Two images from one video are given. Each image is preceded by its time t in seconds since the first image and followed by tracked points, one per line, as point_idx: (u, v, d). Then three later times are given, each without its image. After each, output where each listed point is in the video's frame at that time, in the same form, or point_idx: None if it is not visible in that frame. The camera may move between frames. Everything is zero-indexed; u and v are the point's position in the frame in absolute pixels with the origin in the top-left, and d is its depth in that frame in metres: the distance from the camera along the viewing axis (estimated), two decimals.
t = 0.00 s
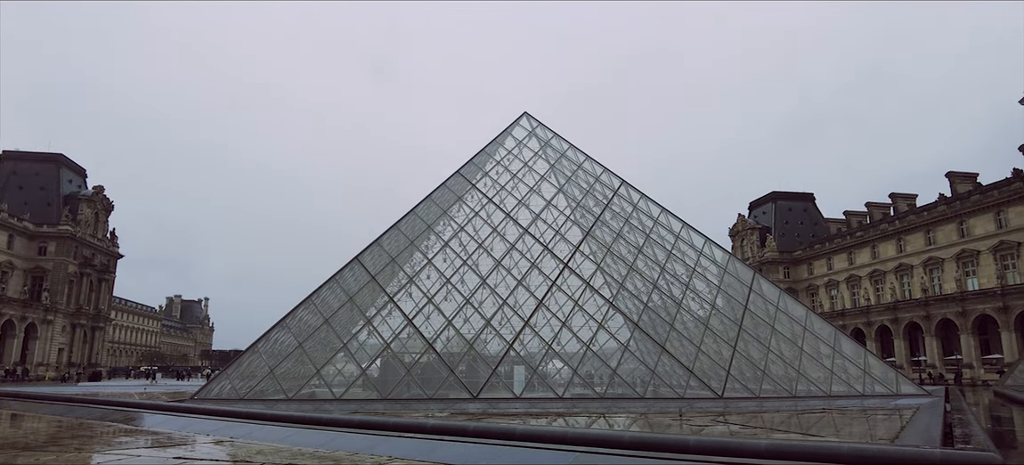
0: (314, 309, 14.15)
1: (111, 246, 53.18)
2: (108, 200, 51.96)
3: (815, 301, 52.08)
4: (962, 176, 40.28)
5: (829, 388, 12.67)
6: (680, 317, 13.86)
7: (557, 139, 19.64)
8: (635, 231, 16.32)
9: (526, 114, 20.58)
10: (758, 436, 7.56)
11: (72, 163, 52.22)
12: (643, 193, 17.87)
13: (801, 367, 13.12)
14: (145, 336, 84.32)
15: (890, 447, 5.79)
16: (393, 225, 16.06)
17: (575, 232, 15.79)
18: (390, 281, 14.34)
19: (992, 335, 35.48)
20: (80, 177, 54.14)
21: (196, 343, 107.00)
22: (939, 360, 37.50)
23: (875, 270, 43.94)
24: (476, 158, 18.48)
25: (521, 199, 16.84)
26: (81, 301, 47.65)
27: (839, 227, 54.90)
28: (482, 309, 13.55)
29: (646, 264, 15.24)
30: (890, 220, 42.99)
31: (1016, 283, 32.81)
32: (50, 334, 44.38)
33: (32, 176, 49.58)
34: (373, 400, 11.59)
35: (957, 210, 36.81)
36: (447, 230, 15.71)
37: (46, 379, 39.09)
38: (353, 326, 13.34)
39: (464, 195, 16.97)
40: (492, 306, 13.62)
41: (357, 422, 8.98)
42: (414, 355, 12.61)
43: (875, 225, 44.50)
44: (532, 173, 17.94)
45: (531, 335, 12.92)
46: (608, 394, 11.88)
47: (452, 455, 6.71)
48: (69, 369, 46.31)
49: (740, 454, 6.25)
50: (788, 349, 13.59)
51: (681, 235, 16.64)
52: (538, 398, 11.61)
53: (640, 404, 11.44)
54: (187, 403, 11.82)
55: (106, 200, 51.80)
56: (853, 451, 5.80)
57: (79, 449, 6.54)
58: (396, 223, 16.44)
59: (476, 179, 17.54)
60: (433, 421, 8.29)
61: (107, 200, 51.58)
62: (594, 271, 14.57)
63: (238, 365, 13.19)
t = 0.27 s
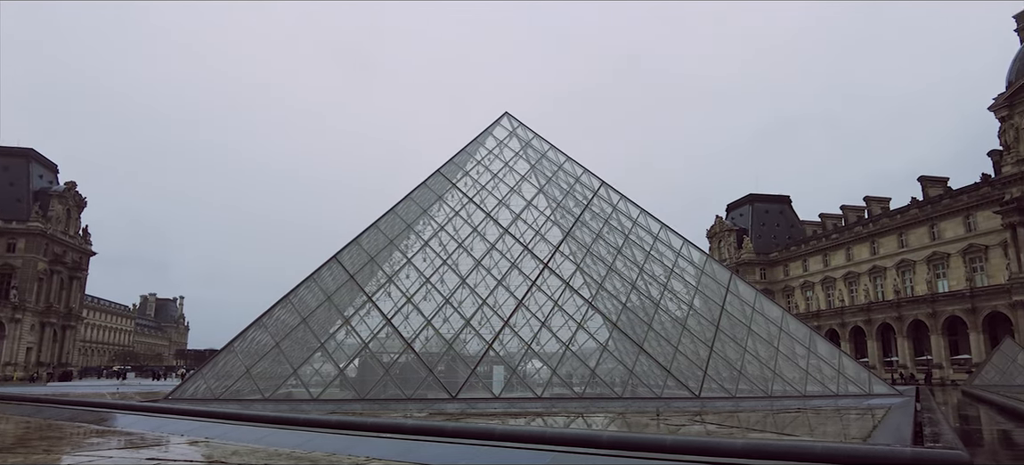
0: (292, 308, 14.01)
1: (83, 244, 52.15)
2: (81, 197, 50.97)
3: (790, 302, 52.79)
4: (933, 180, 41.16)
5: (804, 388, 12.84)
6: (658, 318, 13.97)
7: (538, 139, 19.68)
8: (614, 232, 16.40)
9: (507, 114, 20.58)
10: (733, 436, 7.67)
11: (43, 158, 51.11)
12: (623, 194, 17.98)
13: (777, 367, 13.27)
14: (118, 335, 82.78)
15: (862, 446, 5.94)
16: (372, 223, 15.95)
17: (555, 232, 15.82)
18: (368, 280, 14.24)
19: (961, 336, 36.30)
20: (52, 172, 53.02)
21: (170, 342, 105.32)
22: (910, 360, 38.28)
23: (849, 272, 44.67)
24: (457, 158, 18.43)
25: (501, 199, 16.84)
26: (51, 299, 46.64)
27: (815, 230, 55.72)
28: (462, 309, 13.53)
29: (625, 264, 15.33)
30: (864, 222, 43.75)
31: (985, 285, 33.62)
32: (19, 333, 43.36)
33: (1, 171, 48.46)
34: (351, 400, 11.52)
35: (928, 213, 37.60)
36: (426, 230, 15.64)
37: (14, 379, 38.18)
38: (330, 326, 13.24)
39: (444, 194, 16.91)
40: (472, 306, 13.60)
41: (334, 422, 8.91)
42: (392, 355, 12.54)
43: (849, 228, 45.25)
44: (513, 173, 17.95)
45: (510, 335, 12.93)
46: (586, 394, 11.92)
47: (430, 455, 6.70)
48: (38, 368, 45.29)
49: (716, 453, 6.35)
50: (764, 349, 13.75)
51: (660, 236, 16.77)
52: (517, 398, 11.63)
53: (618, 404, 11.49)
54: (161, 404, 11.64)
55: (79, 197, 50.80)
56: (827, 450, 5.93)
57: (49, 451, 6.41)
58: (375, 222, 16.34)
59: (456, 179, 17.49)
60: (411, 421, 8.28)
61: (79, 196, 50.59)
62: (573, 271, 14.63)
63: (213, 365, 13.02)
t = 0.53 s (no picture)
0: (269, 307, 13.86)
1: (53, 241, 51.09)
2: (51, 193, 49.93)
3: (766, 303, 53.42)
4: (906, 184, 41.97)
5: (779, 388, 13.00)
6: (636, 318, 14.06)
7: (518, 139, 19.71)
8: (594, 233, 16.48)
9: (488, 114, 20.57)
10: (710, 435, 7.74)
11: (13, 153, 49.98)
12: (602, 195, 18.07)
13: (753, 367, 13.43)
14: (89, 334, 81.17)
15: (836, 444, 6.05)
16: (350, 222, 15.83)
17: (535, 232, 15.86)
18: (346, 279, 14.14)
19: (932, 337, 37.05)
20: (21, 168, 51.87)
21: (144, 342, 103.56)
22: (883, 360, 39.01)
23: (824, 274, 45.35)
24: (437, 156, 18.36)
25: (482, 198, 16.83)
26: (20, 297, 45.60)
27: (790, 232, 56.54)
28: (441, 309, 13.48)
29: (604, 265, 15.41)
30: (838, 225, 44.45)
31: (955, 287, 34.36)
32: None
33: None
34: (328, 400, 11.43)
35: (902, 216, 38.35)
36: (406, 229, 15.56)
37: None
38: (308, 325, 13.12)
39: (424, 193, 16.84)
40: (451, 306, 13.57)
41: (310, 422, 8.84)
42: (371, 355, 12.47)
43: (824, 230, 45.94)
44: (493, 173, 17.95)
45: (490, 335, 12.92)
46: (565, 393, 11.96)
47: (409, 455, 6.68)
48: (6, 368, 44.25)
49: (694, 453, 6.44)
50: (740, 350, 13.91)
51: (639, 237, 16.90)
52: (496, 398, 11.63)
53: (596, 404, 11.53)
54: (133, 404, 11.44)
55: (49, 193, 49.75)
56: (802, 449, 6.04)
57: (17, 452, 6.27)
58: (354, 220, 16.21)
59: (436, 178, 17.41)
60: (390, 421, 8.25)
61: (50, 192, 49.55)
62: (553, 271, 14.67)
63: (187, 365, 12.84)
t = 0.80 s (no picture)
0: (245, 306, 13.71)
1: (22, 238, 49.96)
2: (21, 188, 48.81)
3: (743, 304, 54.02)
4: (879, 187, 42.76)
5: (755, 388, 13.16)
6: (615, 318, 14.15)
7: (499, 139, 19.72)
8: (573, 233, 16.55)
9: (469, 113, 20.54)
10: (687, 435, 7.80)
11: None
12: (582, 196, 18.16)
13: (729, 367, 13.59)
14: (60, 333, 79.49)
15: (810, 444, 6.16)
16: (329, 220, 15.70)
17: (515, 232, 15.88)
18: (325, 279, 14.03)
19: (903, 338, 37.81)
20: None
21: (117, 341, 101.71)
22: (856, 360, 39.73)
23: (800, 275, 46.01)
24: (417, 155, 18.29)
25: (462, 198, 16.81)
26: None
27: (767, 233, 57.28)
28: (420, 309, 13.44)
29: (584, 265, 15.49)
30: (814, 227, 45.13)
31: (926, 289, 35.09)
32: None
33: None
34: (306, 401, 11.35)
35: (876, 219, 39.07)
36: (385, 228, 15.48)
37: None
38: (285, 325, 13.01)
39: (404, 192, 16.75)
40: (430, 306, 13.54)
41: (287, 423, 8.76)
42: (348, 355, 12.39)
43: (800, 232, 46.60)
44: (474, 173, 17.93)
45: (469, 334, 12.92)
46: (544, 393, 11.99)
47: (387, 456, 6.67)
48: None
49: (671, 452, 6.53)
50: (717, 350, 14.06)
51: (618, 238, 17.02)
52: (474, 398, 11.64)
53: (575, 404, 11.57)
54: (105, 405, 11.26)
55: (18, 188, 48.64)
56: (777, 448, 6.15)
57: None
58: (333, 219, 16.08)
59: (417, 177, 17.34)
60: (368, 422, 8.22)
61: (19, 188, 48.44)
62: (533, 271, 14.71)
63: (161, 364, 12.66)
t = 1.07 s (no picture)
0: (221, 305, 13.55)
1: None
2: None
3: (720, 304, 54.56)
4: (854, 191, 43.49)
5: (731, 388, 13.30)
6: (594, 318, 14.23)
7: (480, 139, 19.72)
8: (553, 233, 16.62)
9: (450, 113, 20.50)
10: (666, 434, 7.85)
11: None
12: (563, 196, 18.24)
13: (706, 367, 13.73)
14: (29, 333, 77.78)
15: (785, 443, 6.26)
16: (307, 219, 15.56)
17: (496, 232, 15.89)
18: (302, 278, 13.91)
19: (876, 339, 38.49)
20: None
21: (89, 340, 99.82)
22: (830, 361, 40.38)
23: (776, 277, 46.62)
24: (397, 154, 18.19)
25: (442, 197, 16.78)
26: None
27: (744, 235, 58.00)
28: (399, 308, 13.39)
29: (564, 265, 15.56)
30: (790, 229, 45.76)
31: (898, 291, 35.78)
32: None
33: None
34: (283, 401, 11.27)
35: (850, 222, 39.75)
36: (364, 227, 15.38)
37: None
38: (261, 324, 12.89)
39: (383, 191, 16.65)
40: (409, 306, 13.48)
41: (263, 423, 8.68)
42: (326, 355, 12.31)
43: (776, 234, 47.23)
44: (454, 172, 17.91)
45: (449, 334, 12.90)
46: (523, 393, 12.02)
47: (365, 456, 6.65)
48: None
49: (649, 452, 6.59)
50: (695, 350, 14.19)
51: (597, 239, 17.12)
52: (453, 398, 11.63)
53: (553, 404, 11.61)
54: (77, 405, 11.06)
55: None
56: (754, 448, 6.24)
57: None
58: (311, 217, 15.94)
59: (396, 175, 17.26)
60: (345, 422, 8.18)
61: None
62: (512, 271, 14.73)
63: (134, 364, 12.48)
